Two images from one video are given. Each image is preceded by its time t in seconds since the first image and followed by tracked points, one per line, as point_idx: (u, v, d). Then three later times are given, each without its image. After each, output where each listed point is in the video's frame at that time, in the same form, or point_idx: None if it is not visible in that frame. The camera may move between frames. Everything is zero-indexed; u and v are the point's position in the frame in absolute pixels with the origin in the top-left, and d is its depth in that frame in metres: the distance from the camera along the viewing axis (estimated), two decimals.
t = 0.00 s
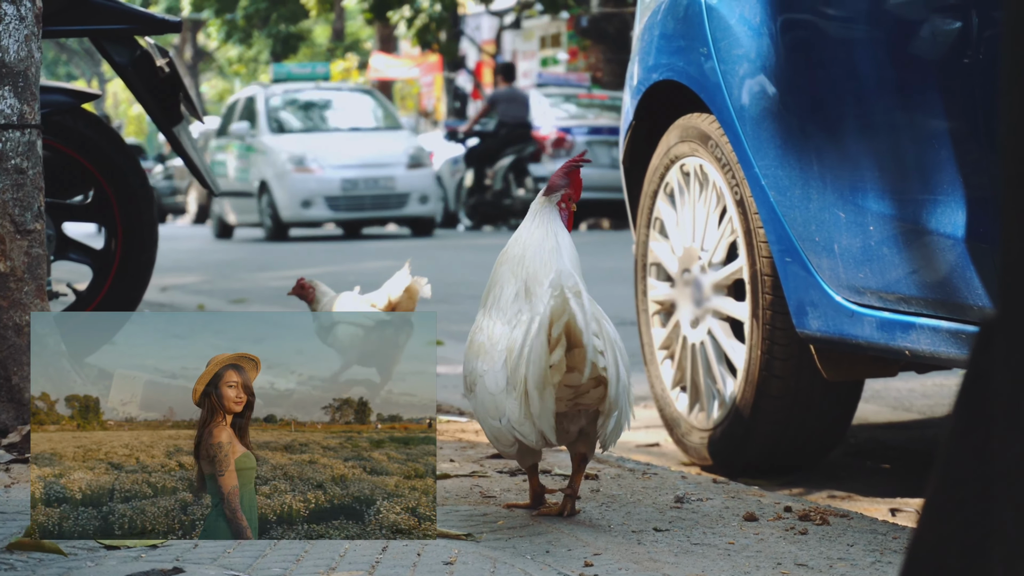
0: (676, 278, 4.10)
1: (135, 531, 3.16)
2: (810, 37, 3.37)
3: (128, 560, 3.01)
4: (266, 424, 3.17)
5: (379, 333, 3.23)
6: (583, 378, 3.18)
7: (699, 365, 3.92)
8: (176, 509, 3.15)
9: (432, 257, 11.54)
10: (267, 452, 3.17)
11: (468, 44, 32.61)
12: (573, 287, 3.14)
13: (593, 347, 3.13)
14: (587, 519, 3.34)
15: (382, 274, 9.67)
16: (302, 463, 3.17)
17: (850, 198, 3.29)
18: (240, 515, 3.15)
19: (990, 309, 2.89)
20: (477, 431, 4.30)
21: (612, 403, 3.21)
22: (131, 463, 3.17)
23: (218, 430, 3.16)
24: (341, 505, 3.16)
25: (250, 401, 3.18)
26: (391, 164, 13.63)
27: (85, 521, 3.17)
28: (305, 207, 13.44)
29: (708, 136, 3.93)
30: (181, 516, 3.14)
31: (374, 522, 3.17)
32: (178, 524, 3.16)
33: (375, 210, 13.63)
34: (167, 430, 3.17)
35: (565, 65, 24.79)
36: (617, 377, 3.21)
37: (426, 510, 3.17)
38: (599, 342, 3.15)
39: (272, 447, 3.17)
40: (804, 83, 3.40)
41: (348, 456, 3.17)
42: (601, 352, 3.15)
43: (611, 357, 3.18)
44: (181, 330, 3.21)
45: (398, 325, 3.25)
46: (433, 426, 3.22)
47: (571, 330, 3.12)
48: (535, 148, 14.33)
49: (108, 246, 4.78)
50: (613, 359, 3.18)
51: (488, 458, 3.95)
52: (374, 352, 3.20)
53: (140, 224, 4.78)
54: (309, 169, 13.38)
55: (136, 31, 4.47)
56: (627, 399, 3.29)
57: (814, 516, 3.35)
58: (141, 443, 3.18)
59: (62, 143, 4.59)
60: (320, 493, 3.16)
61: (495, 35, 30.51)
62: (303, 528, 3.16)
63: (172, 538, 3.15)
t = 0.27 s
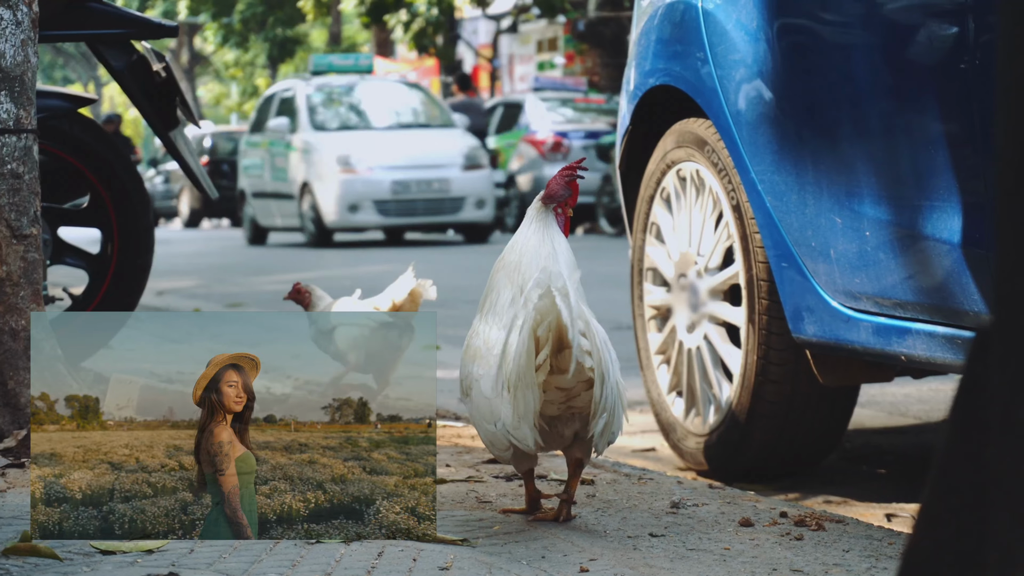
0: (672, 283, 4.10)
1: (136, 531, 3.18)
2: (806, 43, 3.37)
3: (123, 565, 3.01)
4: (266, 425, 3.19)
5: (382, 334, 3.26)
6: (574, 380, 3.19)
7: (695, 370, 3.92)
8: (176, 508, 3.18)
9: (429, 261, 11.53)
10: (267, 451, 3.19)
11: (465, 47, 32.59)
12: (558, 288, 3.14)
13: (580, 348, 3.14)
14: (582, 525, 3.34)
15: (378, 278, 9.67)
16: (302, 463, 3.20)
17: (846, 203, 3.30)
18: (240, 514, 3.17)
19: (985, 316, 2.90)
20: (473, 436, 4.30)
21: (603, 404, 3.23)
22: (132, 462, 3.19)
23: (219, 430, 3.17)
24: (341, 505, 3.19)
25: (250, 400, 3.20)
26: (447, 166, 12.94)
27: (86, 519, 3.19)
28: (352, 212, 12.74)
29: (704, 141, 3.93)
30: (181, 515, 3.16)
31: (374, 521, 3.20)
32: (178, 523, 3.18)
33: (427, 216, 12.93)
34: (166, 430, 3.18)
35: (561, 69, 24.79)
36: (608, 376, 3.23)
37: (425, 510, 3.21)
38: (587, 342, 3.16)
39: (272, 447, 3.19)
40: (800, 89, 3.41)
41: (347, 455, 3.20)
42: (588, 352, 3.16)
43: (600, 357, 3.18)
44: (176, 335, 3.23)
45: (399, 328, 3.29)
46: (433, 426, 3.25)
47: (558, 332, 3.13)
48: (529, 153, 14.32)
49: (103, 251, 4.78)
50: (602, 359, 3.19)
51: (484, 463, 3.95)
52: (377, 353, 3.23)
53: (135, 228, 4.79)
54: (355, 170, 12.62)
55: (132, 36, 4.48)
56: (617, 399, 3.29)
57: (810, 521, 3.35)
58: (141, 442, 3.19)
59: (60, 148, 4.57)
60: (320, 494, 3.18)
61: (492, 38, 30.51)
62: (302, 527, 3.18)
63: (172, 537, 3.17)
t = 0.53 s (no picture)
0: (668, 288, 4.11)
1: (136, 530, 3.22)
2: (801, 48, 3.37)
3: (117, 570, 3.01)
4: (266, 425, 3.22)
5: (399, 345, 3.29)
6: (557, 384, 3.20)
7: (691, 375, 3.93)
8: (176, 508, 3.21)
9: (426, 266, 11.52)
10: (267, 452, 3.22)
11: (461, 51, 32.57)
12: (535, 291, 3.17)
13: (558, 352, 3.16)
14: (577, 530, 3.34)
15: (374, 283, 9.68)
16: (302, 463, 3.23)
17: (840, 209, 3.30)
18: (240, 514, 3.20)
19: (980, 321, 2.89)
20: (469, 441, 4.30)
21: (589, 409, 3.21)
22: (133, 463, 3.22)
23: (218, 430, 3.20)
24: (341, 505, 3.21)
25: (250, 400, 3.23)
26: (526, 165, 12.53)
27: (88, 520, 3.23)
28: (420, 215, 12.51)
29: (699, 146, 3.93)
30: (181, 515, 3.20)
31: (373, 521, 3.22)
32: (178, 523, 3.21)
33: (502, 219, 12.55)
34: (165, 431, 3.22)
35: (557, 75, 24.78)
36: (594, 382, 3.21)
37: (425, 510, 3.22)
38: (567, 346, 3.17)
39: (272, 447, 3.22)
40: (795, 94, 3.41)
41: (348, 459, 3.23)
42: (570, 358, 3.17)
43: (581, 361, 3.17)
44: (172, 340, 3.26)
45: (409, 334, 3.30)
46: (432, 426, 3.27)
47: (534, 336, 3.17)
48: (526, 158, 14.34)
49: (99, 256, 4.78)
50: (584, 364, 3.18)
51: (479, 468, 3.95)
52: (398, 363, 3.28)
53: (131, 234, 4.78)
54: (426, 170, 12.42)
55: (127, 41, 4.48)
56: (607, 403, 3.28)
57: (804, 526, 3.35)
58: (141, 442, 3.24)
59: (54, 152, 4.57)
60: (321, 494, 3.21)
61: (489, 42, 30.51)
62: (302, 527, 3.20)
63: (173, 538, 3.21)
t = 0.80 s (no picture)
0: (663, 291, 4.11)
1: (136, 530, 3.24)
2: (797, 51, 3.37)
3: (111, 573, 3.00)
4: (266, 425, 3.23)
5: (409, 349, 3.36)
6: (550, 389, 3.20)
7: (686, 378, 3.93)
8: (176, 508, 3.23)
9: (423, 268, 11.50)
10: (267, 451, 3.23)
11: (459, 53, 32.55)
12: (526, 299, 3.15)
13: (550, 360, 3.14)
14: (571, 533, 3.34)
15: (371, 286, 9.67)
16: (302, 463, 3.24)
17: (835, 212, 3.30)
18: (240, 513, 3.22)
19: (974, 323, 2.88)
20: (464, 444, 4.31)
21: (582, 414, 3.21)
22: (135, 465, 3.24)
23: (218, 430, 3.21)
24: (340, 505, 3.22)
25: (250, 400, 3.23)
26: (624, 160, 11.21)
27: (88, 520, 3.26)
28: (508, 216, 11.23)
29: (695, 149, 3.93)
30: (181, 515, 3.22)
31: (373, 521, 3.23)
32: (179, 522, 3.23)
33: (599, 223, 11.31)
34: (165, 431, 3.24)
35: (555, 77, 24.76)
36: (587, 386, 3.21)
37: (424, 509, 3.23)
38: (560, 353, 3.15)
39: (272, 446, 3.23)
40: (790, 97, 3.41)
41: (348, 458, 3.24)
42: (563, 365, 3.15)
43: (574, 369, 3.16)
44: (168, 342, 3.27)
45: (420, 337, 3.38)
46: (431, 426, 3.29)
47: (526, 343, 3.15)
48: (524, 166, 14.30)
49: (94, 258, 4.78)
50: (577, 370, 3.17)
51: (474, 471, 3.95)
52: (413, 370, 3.34)
53: (126, 237, 4.79)
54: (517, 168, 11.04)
55: (123, 43, 4.48)
56: (601, 407, 3.27)
57: (799, 529, 3.35)
58: (141, 442, 3.25)
59: (50, 156, 4.59)
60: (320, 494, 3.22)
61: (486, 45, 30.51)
62: (301, 527, 3.21)
63: (171, 538, 3.22)
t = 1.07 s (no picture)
0: (659, 290, 4.11)
1: (135, 529, 3.24)
2: (792, 51, 3.38)
3: (107, 572, 2.99)
4: (266, 425, 3.24)
5: (405, 349, 3.38)
6: (544, 392, 3.20)
7: (682, 377, 3.93)
8: (176, 508, 3.23)
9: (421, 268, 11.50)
10: (266, 451, 3.25)
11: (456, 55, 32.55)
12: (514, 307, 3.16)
13: (540, 366, 3.14)
14: (567, 532, 3.34)
15: (367, 286, 9.67)
16: (301, 463, 3.27)
17: (831, 211, 3.30)
18: (240, 512, 3.23)
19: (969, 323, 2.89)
20: (460, 443, 4.31)
21: (577, 415, 3.21)
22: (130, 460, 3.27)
23: (217, 429, 3.22)
24: (339, 504, 3.25)
25: (250, 400, 3.24)
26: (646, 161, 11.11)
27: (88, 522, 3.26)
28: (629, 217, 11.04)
29: (691, 149, 3.94)
30: (181, 515, 3.21)
31: (373, 520, 3.25)
32: (179, 522, 3.22)
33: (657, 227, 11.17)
34: (165, 430, 3.24)
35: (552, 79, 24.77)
36: (581, 387, 3.21)
37: (423, 509, 3.25)
38: (549, 359, 3.15)
39: (271, 446, 3.25)
40: (786, 97, 3.41)
41: (342, 462, 3.29)
42: (553, 371, 3.15)
43: (565, 374, 3.16)
44: (164, 341, 3.26)
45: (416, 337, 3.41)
46: (430, 426, 3.31)
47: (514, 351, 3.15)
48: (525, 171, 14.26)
49: (91, 258, 4.78)
50: (568, 375, 3.16)
51: (470, 470, 3.95)
52: (410, 370, 3.37)
53: (122, 236, 4.80)
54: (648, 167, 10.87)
55: (119, 43, 4.48)
56: (595, 407, 3.27)
57: (794, 529, 3.35)
58: (141, 442, 3.26)
59: (45, 155, 4.60)
60: (319, 494, 3.25)
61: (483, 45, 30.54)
62: (302, 527, 3.23)
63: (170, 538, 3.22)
